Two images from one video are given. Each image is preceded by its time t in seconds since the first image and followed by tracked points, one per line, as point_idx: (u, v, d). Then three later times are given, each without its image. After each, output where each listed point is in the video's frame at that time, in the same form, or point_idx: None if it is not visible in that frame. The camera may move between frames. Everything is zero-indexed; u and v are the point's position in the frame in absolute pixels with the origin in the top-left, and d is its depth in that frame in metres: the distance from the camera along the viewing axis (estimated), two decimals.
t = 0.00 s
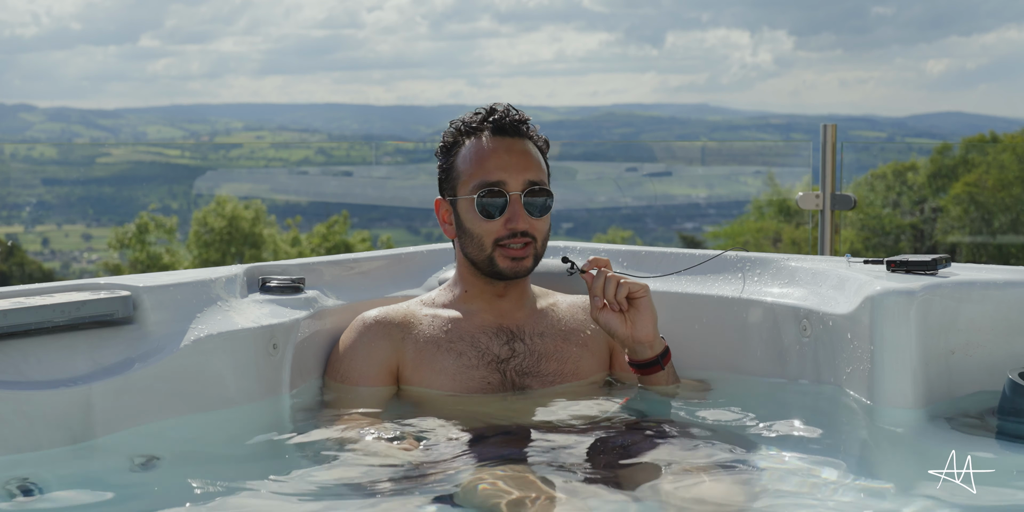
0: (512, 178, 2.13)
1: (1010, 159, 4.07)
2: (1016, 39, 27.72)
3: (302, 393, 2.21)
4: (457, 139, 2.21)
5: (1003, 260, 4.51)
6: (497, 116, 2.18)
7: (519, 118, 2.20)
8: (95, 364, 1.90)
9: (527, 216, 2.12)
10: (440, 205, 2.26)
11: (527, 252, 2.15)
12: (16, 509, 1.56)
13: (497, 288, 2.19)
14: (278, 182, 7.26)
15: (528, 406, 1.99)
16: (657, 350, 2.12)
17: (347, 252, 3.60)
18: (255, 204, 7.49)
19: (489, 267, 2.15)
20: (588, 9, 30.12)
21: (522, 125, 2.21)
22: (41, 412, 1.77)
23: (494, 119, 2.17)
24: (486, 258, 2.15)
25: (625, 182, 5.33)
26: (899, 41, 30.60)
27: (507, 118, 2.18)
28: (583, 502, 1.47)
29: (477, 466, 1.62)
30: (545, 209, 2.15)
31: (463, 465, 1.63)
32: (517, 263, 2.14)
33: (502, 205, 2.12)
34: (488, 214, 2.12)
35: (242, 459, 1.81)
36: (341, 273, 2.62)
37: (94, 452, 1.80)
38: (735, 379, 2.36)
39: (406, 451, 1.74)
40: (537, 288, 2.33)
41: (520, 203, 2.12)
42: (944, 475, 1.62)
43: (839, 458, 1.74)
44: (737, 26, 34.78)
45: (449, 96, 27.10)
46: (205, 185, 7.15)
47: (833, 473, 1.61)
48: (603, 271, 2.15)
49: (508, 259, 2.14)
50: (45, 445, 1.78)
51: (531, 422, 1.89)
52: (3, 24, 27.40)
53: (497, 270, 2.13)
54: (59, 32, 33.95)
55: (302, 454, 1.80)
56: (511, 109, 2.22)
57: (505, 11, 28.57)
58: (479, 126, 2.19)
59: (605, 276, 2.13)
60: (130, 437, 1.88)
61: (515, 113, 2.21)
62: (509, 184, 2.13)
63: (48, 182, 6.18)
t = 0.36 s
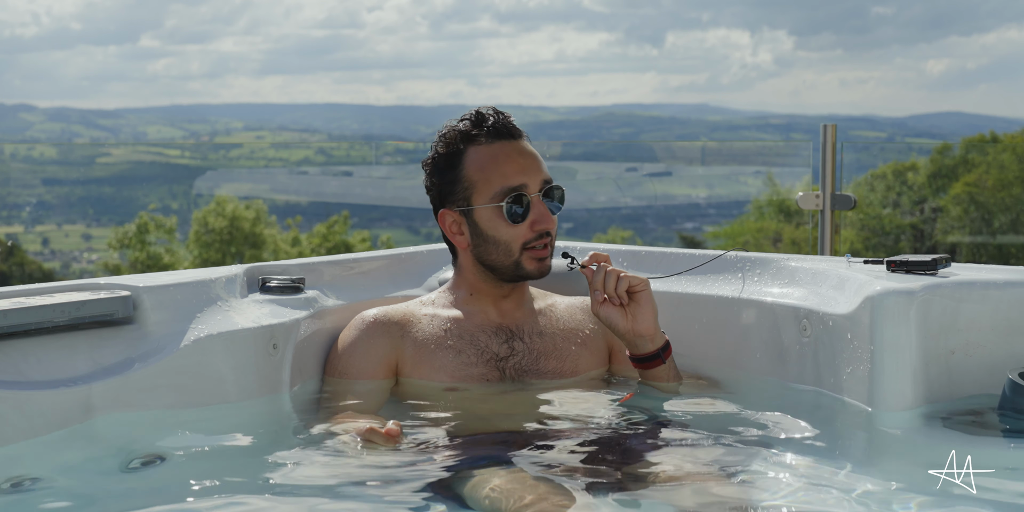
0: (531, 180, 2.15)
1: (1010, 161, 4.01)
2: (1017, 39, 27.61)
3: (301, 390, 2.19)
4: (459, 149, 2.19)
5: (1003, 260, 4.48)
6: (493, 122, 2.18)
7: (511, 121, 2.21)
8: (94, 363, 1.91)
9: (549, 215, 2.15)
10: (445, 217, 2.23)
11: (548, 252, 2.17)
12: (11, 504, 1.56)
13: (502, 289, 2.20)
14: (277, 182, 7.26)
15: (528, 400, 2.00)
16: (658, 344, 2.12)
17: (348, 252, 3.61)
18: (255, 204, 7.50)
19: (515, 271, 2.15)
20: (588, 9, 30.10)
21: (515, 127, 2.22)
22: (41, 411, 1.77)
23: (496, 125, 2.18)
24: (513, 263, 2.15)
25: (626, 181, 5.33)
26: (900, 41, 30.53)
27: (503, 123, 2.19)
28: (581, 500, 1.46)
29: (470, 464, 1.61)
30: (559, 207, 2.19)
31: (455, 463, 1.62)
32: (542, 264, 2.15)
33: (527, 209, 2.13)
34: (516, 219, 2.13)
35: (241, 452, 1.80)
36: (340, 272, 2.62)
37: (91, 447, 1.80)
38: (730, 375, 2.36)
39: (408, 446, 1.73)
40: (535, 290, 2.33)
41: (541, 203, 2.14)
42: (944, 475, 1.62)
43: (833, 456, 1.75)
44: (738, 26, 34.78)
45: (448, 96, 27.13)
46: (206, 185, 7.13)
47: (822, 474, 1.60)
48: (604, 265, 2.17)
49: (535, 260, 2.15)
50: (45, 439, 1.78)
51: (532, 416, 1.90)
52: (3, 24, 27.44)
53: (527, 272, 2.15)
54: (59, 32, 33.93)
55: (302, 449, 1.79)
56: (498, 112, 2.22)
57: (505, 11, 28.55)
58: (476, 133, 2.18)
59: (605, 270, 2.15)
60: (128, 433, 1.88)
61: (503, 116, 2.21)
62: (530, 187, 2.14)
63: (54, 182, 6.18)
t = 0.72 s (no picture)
0: (527, 167, 1.72)
1: None
2: None
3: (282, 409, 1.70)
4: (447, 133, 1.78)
5: None
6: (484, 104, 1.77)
7: (504, 103, 1.78)
8: (47, 378, 1.43)
9: (551, 206, 1.71)
10: (433, 212, 1.81)
11: (552, 249, 1.73)
12: None
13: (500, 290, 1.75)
14: (252, 175, 6.86)
15: (535, 423, 1.56)
16: (682, 349, 1.69)
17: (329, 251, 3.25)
18: (226, 197, 7.14)
19: (511, 268, 1.71)
20: None
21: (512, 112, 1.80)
22: None
23: (490, 105, 1.77)
24: (507, 259, 1.71)
25: (637, 173, 4.92)
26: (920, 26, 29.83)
27: (495, 105, 1.77)
28: None
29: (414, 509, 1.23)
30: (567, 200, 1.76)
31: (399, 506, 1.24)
32: (542, 261, 1.71)
33: (521, 199, 1.70)
34: (509, 208, 1.70)
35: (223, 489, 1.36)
36: (322, 272, 2.02)
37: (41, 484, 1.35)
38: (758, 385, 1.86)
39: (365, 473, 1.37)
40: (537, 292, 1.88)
41: (541, 192, 1.71)
42: (942, 475, 1.36)
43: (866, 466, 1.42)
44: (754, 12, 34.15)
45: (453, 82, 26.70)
46: (174, 176, 6.84)
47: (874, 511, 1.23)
48: (623, 259, 1.74)
49: (533, 257, 1.70)
50: None
51: (526, 444, 1.47)
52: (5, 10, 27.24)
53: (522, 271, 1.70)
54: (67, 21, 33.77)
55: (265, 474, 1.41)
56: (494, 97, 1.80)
57: None
58: (468, 118, 1.77)
59: (624, 265, 1.71)
60: (94, 464, 1.42)
61: (498, 101, 1.79)
62: (525, 174, 1.72)
63: (8, 173, 5.87)
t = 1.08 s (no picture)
0: (499, 167, 1.72)
1: None
2: None
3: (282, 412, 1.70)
4: (448, 128, 1.80)
5: None
6: (491, 102, 1.77)
7: (521, 106, 1.78)
8: (48, 378, 1.43)
9: (515, 207, 1.70)
10: (428, 203, 1.84)
11: (517, 249, 1.71)
12: None
13: (493, 290, 1.75)
14: (253, 174, 6.88)
15: (537, 424, 1.56)
16: (682, 355, 1.69)
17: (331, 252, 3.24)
18: (227, 197, 7.15)
19: (475, 264, 1.72)
20: None
21: (520, 114, 1.78)
22: None
23: (488, 103, 1.77)
24: (470, 255, 1.72)
25: (637, 173, 4.91)
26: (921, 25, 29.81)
27: (503, 105, 1.77)
28: None
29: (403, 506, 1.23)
30: (541, 204, 1.73)
31: (388, 504, 1.24)
32: (504, 260, 1.71)
33: (486, 196, 1.70)
34: (469, 204, 1.70)
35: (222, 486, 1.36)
36: (322, 272, 2.02)
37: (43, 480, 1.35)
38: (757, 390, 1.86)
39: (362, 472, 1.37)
40: (536, 293, 1.87)
41: (507, 192, 1.70)
42: (943, 475, 1.36)
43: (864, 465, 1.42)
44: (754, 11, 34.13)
45: (451, 81, 26.71)
46: (174, 176, 6.85)
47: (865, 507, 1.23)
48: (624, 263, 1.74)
49: (495, 255, 1.71)
50: None
51: (526, 443, 1.48)
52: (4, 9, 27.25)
53: (481, 268, 1.71)
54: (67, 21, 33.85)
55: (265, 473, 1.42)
56: (511, 97, 1.81)
57: None
58: (469, 115, 1.78)
59: (624, 269, 1.71)
60: (95, 462, 1.42)
61: (512, 101, 1.79)
62: (496, 172, 1.71)
63: (8, 172, 5.90)
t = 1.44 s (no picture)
0: (481, 165, 1.71)
1: None
2: None
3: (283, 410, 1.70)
4: (438, 129, 1.81)
5: None
6: (478, 102, 1.77)
7: (511, 105, 1.78)
8: (48, 378, 1.43)
9: (497, 204, 1.70)
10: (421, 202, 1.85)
11: (501, 247, 1.71)
12: None
13: (486, 289, 1.75)
14: (253, 174, 6.89)
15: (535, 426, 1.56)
16: (682, 348, 1.69)
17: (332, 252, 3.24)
18: (227, 197, 7.17)
19: (459, 263, 1.72)
20: None
21: (510, 114, 1.78)
22: None
23: (475, 103, 1.77)
24: (454, 254, 1.72)
25: (637, 173, 4.91)
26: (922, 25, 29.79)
27: (490, 105, 1.77)
28: None
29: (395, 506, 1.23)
30: (525, 201, 1.72)
31: (382, 501, 1.24)
32: (487, 260, 1.71)
33: (465, 194, 1.70)
34: (451, 201, 1.70)
35: (223, 482, 1.36)
36: (323, 272, 2.02)
37: (45, 475, 1.35)
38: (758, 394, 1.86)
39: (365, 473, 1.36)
40: (534, 291, 1.88)
41: (489, 189, 1.70)
42: (942, 475, 1.36)
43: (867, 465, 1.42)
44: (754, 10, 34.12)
45: (451, 81, 26.70)
46: (174, 176, 6.85)
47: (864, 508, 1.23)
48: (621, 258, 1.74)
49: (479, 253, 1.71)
50: None
51: (524, 443, 1.48)
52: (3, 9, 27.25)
53: (465, 267, 1.71)
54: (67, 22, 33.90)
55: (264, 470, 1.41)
56: (501, 96, 1.81)
57: None
58: (456, 115, 1.78)
59: (623, 264, 1.71)
60: (95, 461, 1.42)
61: (501, 101, 1.78)
62: (477, 170, 1.71)
63: (8, 172, 5.90)
